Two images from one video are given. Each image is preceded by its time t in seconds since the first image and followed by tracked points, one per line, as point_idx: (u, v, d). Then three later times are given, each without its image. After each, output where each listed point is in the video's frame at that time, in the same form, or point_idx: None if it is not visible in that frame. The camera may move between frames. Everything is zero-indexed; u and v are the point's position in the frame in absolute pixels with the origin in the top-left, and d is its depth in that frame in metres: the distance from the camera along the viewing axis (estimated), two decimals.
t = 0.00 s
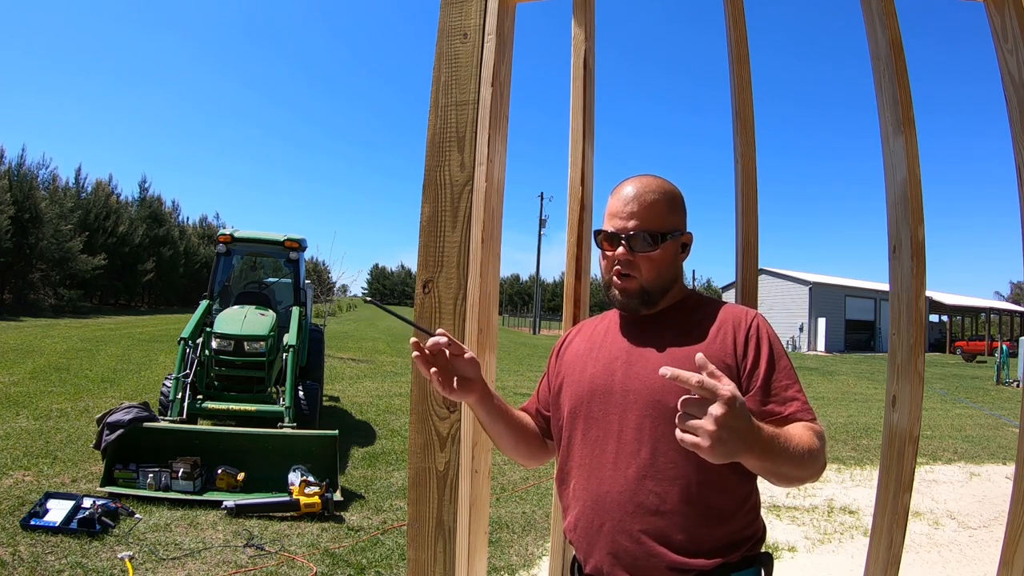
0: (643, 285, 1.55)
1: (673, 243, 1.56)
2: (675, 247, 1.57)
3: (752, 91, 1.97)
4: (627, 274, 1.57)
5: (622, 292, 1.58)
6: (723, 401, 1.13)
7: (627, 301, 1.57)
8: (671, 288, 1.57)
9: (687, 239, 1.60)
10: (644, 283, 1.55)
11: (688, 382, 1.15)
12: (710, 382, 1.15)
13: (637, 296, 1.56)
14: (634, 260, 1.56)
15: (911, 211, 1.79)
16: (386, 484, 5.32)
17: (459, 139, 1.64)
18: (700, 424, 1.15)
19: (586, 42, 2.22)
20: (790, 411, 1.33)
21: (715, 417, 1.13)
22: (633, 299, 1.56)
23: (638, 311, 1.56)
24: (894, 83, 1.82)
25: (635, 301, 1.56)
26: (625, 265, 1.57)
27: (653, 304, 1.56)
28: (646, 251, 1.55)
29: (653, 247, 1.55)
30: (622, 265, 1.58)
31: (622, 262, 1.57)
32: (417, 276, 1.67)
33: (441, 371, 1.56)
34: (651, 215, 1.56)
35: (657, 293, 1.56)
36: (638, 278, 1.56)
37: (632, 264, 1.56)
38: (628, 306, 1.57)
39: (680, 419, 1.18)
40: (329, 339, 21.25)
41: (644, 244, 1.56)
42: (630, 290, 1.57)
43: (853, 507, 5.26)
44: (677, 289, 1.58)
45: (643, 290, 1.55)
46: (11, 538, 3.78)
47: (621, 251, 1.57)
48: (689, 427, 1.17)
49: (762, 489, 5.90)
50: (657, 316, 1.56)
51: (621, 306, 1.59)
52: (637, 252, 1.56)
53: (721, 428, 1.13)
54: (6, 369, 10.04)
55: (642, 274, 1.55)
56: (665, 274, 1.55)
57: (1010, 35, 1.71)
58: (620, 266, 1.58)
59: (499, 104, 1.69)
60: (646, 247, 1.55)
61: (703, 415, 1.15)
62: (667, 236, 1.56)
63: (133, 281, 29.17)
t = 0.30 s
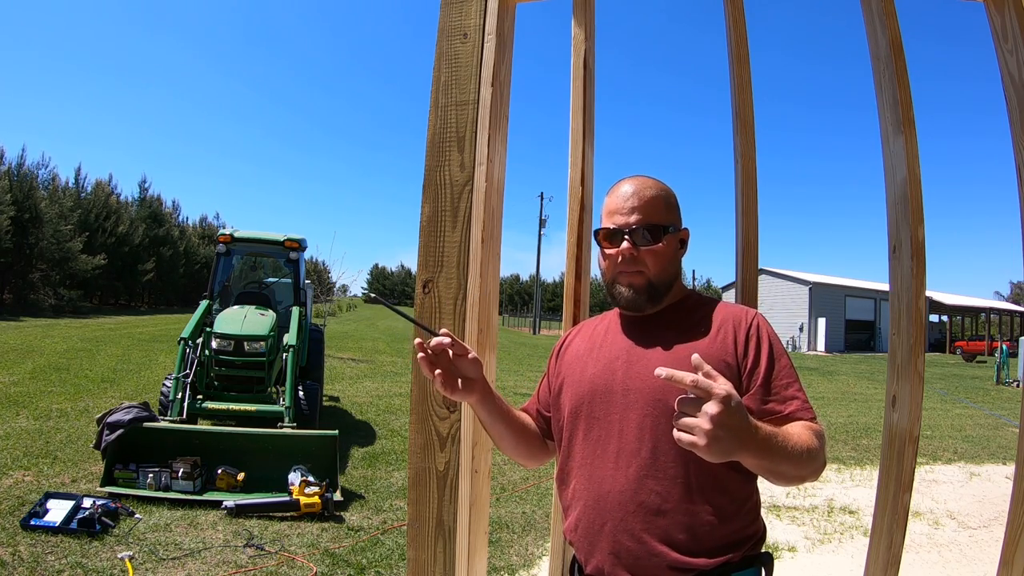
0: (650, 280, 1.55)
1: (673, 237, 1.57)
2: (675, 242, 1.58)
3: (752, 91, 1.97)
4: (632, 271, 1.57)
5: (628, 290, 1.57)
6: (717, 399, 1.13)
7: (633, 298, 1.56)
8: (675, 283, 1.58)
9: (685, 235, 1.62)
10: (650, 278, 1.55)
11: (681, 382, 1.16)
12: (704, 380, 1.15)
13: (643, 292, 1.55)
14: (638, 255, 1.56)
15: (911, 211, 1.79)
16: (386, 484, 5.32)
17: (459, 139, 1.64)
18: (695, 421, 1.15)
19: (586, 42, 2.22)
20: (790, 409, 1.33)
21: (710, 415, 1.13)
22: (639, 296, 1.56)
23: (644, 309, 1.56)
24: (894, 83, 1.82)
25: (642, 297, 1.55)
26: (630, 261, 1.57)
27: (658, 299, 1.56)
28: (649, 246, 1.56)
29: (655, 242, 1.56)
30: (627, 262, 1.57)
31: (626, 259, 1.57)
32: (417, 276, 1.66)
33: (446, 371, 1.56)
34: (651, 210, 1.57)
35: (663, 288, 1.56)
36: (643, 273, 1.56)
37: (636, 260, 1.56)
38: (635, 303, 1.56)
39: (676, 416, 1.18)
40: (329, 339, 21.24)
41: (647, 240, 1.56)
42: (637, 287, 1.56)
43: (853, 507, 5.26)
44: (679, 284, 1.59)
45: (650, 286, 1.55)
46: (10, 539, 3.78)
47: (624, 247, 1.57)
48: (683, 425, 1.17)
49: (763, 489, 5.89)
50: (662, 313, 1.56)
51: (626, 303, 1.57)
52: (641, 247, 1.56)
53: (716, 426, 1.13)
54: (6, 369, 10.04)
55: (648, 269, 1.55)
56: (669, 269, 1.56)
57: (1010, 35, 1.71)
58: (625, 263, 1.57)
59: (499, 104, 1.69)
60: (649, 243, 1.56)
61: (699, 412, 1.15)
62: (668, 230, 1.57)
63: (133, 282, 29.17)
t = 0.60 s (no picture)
0: (644, 281, 1.55)
1: (669, 238, 1.57)
2: (671, 242, 1.58)
3: (752, 91, 1.97)
4: (628, 271, 1.57)
5: (624, 290, 1.58)
6: (683, 448, 1.13)
7: (628, 298, 1.57)
8: (670, 285, 1.57)
9: (682, 235, 1.61)
10: (645, 279, 1.55)
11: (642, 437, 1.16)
12: (668, 432, 1.14)
13: (638, 292, 1.56)
14: (633, 257, 1.57)
15: (911, 211, 1.79)
16: (386, 484, 5.32)
17: (459, 139, 1.64)
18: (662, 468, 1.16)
19: (586, 42, 2.22)
20: (790, 411, 1.32)
21: (678, 463, 1.13)
22: (634, 296, 1.56)
23: (641, 309, 1.56)
24: (895, 83, 1.82)
25: (638, 297, 1.56)
26: (625, 262, 1.57)
27: (655, 300, 1.56)
28: (643, 248, 1.56)
29: (650, 243, 1.56)
30: (622, 263, 1.58)
31: (621, 260, 1.58)
32: (418, 276, 1.67)
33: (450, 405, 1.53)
34: (646, 210, 1.57)
35: (659, 289, 1.56)
36: (637, 274, 1.56)
37: (631, 260, 1.57)
38: (630, 302, 1.57)
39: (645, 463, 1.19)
40: (329, 339, 21.25)
41: (641, 242, 1.56)
42: (632, 287, 1.57)
43: (853, 507, 5.26)
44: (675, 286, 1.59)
45: (644, 286, 1.55)
46: (11, 538, 3.78)
47: (619, 248, 1.57)
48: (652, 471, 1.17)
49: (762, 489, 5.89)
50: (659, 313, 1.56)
51: (622, 304, 1.58)
52: (636, 248, 1.56)
53: (685, 471, 1.13)
54: (6, 369, 10.05)
55: (642, 270, 1.55)
56: (663, 270, 1.56)
57: (1010, 35, 1.71)
58: (620, 264, 1.58)
59: (499, 104, 1.69)
60: (642, 244, 1.56)
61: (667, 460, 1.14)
62: (663, 231, 1.57)
63: (133, 282, 29.19)
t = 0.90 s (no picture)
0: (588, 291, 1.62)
1: (614, 248, 1.57)
2: (610, 250, 1.57)
3: (752, 91, 1.97)
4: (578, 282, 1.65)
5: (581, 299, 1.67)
6: (630, 472, 1.18)
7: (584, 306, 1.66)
8: (621, 291, 1.58)
9: (629, 238, 1.56)
10: (588, 289, 1.62)
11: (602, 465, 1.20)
12: (614, 459, 1.19)
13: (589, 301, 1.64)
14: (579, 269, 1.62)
15: (912, 211, 1.79)
16: (386, 484, 5.32)
17: (459, 139, 1.64)
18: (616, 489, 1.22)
19: (586, 42, 2.22)
20: (781, 412, 1.31)
21: (630, 486, 1.18)
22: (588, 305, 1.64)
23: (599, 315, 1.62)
24: (895, 83, 1.82)
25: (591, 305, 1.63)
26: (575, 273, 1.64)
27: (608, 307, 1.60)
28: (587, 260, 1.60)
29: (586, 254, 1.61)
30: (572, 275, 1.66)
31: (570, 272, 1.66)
32: (417, 276, 1.66)
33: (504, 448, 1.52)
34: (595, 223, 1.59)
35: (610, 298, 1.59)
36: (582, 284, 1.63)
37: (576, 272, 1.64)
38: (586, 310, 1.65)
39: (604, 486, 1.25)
40: (329, 338, 21.26)
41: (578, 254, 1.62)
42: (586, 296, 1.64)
43: (853, 507, 5.26)
44: (636, 292, 1.57)
45: (592, 296, 1.62)
46: (11, 538, 3.78)
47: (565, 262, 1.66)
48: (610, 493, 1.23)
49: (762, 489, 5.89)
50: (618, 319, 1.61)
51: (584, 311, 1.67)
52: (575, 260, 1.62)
53: (636, 493, 1.19)
54: (6, 369, 10.05)
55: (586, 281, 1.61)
56: (601, 278, 1.58)
57: (1010, 35, 1.71)
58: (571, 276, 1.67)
59: (499, 104, 1.69)
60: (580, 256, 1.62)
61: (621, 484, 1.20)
62: (596, 240, 1.59)
63: (133, 282, 29.18)
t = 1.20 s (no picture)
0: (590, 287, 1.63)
1: (616, 246, 1.57)
2: (614, 247, 1.57)
3: (752, 91, 1.97)
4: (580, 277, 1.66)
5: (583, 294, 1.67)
6: (627, 463, 1.16)
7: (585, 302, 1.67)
8: (621, 289, 1.59)
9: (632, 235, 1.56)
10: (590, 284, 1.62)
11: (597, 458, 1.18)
12: (612, 450, 1.17)
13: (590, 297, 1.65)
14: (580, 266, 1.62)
15: (911, 211, 1.79)
16: (386, 484, 5.32)
17: (459, 139, 1.64)
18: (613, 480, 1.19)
19: (586, 42, 2.23)
20: (782, 407, 1.30)
21: (627, 478, 1.16)
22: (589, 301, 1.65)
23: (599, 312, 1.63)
24: (894, 83, 1.83)
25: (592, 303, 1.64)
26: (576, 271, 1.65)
27: (608, 305, 1.62)
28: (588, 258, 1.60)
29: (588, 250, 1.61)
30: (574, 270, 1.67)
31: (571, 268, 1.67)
32: (417, 276, 1.67)
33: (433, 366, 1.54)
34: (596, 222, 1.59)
35: (612, 295, 1.60)
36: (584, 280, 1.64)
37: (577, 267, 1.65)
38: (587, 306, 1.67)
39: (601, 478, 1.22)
40: (329, 338, 21.26)
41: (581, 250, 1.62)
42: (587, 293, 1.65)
43: (853, 507, 5.26)
44: (637, 289, 1.58)
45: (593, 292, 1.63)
46: (11, 538, 3.78)
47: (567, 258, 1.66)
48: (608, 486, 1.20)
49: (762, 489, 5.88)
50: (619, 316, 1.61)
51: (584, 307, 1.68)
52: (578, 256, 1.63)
53: (634, 485, 1.16)
54: (6, 369, 10.04)
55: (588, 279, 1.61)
56: (604, 276, 1.59)
57: (1010, 35, 1.71)
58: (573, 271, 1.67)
59: (499, 104, 1.69)
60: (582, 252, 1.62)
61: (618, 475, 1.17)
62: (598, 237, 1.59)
63: (133, 282, 29.19)
